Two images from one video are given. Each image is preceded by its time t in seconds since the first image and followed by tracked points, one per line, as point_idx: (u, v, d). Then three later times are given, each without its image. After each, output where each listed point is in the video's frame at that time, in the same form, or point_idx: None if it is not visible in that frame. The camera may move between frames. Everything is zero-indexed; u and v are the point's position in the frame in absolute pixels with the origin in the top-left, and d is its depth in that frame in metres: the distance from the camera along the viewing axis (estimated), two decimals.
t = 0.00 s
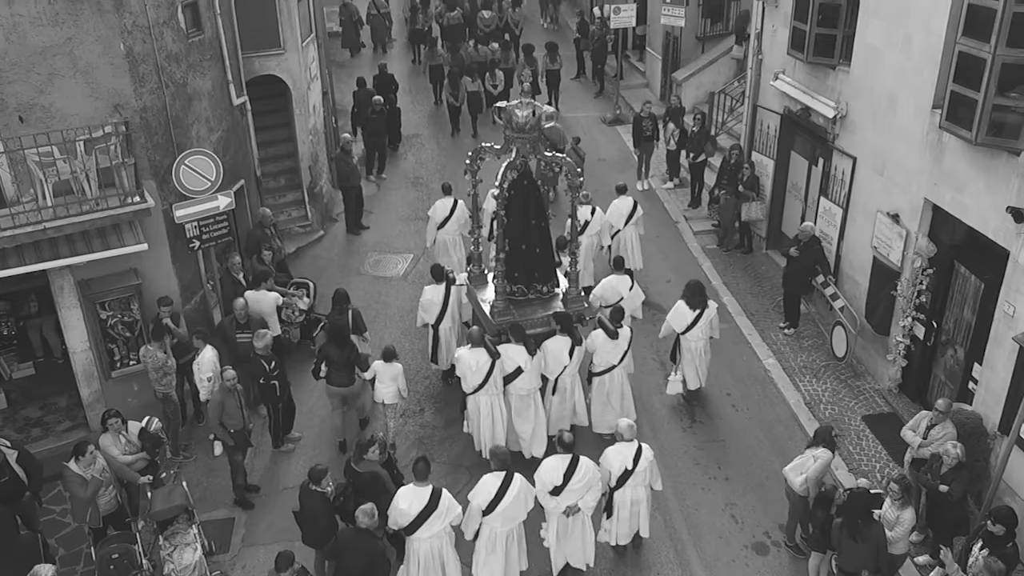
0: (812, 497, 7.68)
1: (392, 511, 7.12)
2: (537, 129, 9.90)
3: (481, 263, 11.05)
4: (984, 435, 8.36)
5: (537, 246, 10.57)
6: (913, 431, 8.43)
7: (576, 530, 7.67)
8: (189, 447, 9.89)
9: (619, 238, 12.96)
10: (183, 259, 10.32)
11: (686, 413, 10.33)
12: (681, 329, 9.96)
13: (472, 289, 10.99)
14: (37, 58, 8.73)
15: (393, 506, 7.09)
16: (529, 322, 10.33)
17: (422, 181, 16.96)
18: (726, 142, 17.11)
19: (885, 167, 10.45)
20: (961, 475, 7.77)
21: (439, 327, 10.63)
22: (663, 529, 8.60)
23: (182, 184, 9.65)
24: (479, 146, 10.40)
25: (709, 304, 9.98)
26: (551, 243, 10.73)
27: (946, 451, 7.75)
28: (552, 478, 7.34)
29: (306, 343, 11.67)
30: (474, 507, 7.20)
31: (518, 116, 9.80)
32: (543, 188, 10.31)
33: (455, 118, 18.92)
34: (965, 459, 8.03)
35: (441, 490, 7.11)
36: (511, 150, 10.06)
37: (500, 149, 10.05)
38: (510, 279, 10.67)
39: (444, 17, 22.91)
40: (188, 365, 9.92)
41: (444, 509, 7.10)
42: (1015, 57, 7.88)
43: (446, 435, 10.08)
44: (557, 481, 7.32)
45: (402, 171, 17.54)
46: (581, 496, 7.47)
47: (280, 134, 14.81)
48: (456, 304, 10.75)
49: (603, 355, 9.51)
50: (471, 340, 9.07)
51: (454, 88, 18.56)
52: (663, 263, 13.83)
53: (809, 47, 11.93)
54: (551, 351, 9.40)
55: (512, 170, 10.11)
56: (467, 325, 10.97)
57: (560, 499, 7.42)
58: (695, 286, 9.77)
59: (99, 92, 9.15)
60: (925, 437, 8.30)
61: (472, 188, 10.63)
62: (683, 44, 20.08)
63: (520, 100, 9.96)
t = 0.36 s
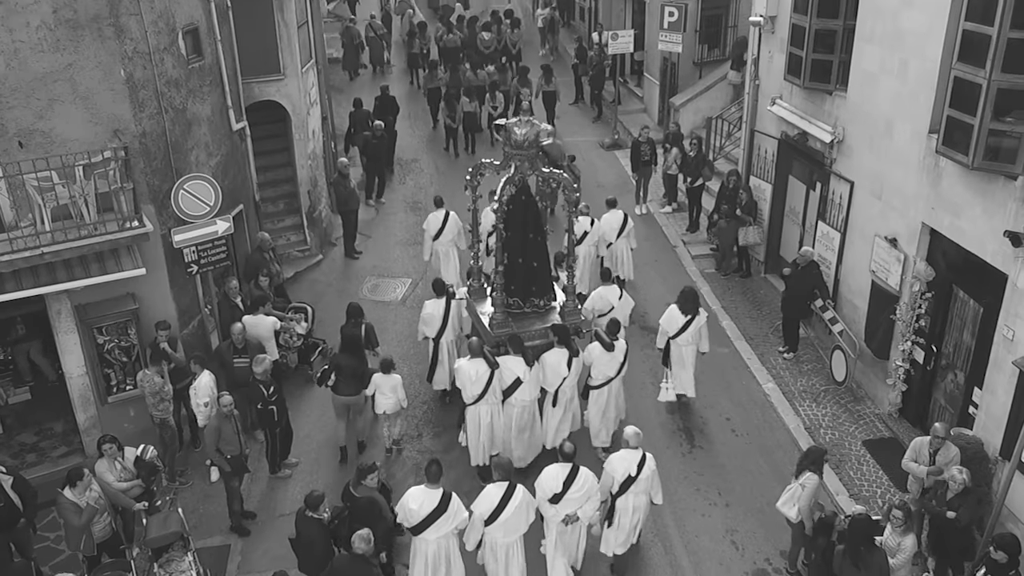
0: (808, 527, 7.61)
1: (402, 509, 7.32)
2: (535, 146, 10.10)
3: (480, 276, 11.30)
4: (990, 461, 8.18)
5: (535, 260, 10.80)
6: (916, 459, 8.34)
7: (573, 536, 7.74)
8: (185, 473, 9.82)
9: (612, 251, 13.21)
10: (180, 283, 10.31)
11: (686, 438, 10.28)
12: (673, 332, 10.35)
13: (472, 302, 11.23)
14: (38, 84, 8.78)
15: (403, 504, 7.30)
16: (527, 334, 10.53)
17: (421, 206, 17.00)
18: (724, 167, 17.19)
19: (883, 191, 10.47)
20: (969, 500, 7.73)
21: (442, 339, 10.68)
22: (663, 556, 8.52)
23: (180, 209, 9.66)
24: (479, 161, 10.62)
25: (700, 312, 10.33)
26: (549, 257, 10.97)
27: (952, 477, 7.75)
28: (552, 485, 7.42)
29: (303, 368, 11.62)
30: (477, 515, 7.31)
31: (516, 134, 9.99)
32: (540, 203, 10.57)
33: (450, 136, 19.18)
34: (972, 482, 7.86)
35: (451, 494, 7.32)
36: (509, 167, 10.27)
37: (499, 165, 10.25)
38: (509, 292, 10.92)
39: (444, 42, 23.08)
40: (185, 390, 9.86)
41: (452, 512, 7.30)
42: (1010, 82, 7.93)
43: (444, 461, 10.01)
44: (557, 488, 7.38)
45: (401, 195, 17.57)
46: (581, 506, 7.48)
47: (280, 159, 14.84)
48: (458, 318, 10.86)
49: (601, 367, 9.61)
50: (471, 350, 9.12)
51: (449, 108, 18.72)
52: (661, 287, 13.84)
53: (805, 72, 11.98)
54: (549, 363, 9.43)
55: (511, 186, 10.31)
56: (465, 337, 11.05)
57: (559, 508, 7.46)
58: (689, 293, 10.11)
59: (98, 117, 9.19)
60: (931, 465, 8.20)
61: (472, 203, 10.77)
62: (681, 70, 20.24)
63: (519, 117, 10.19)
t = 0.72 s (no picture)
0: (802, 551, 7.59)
1: (406, 519, 7.54)
2: (535, 159, 10.16)
3: (478, 288, 11.33)
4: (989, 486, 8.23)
5: (534, 271, 10.76)
6: (927, 490, 8.27)
7: (574, 538, 8.01)
8: (182, 499, 9.75)
9: (609, 270, 13.43)
10: (179, 308, 10.31)
11: (686, 463, 10.22)
12: (665, 346, 10.54)
13: (470, 314, 11.24)
14: (39, 110, 8.82)
15: (407, 514, 7.52)
16: (525, 343, 10.42)
17: (421, 230, 17.04)
18: (722, 192, 17.26)
19: (881, 216, 10.50)
20: (978, 527, 8.05)
21: (441, 352, 10.96)
22: None
23: (179, 234, 9.67)
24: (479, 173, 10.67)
25: (690, 322, 10.57)
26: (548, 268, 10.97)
27: (965, 505, 7.89)
28: (553, 488, 7.69)
29: (301, 393, 11.57)
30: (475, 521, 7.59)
31: (517, 146, 10.06)
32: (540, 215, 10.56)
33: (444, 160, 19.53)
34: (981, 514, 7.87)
35: (453, 502, 7.51)
36: (509, 180, 10.33)
37: (499, 178, 10.31)
38: (508, 303, 10.86)
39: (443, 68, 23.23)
40: (183, 416, 9.80)
41: (454, 521, 7.48)
42: (1006, 108, 7.98)
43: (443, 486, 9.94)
44: (559, 491, 7.67)
45: (400, 220, 17.61)
46: (581, 507, 7.78)
47: (280, 184, 14.81)
48: (456, 328, 11.18)
49: (598, 376, 9.92)
50: (470, 361, 9.44)
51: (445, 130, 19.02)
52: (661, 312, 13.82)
53: (803, 98, 12.04)
54: (546, 372, 9.82)
55: (511, 199, 10.36)
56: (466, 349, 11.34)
57: (560, 509, 7.73)
58: (676, 305, 10.40)
59: (99, 143, 9.22)
60: (947, 497, 8.15)
61: (471, 217, 10.85)
62: (679, 95, 20.42)
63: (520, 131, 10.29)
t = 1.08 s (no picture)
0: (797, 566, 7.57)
1: (402, 527, 7.68)
2: (525, 179, 10.58)
3: (472, 304, 11.70)
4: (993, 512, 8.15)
5: (526, 287, 11.14)
6: (949, 524, 8.02)
7: (571, 548, 8.17)
8: (180, 526, 9.68)
9: (604, 281, 13.77)
10: (178, 333, 10.30)
11: (688, 490, 10.15)
12: (650, 354, 11.05)
13: (465, 330, 11.62)
14: (42, 136, 8.87)
15: (403, 523, 7.68)
16: (518, 358, 10.84)
17: (421, 255, 17.06)
18: (722, 217, 17.31)
19: (880, 241, 10.52)
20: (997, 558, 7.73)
21: (435, 367, 11.17)
22: None
23: (180, 259, 9.68)
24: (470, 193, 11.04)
25: (673, 331, 11.10)
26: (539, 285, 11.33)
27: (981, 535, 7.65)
28: (551, 497, 7.87)
29: (301, 419, 11.51)
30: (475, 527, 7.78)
31: (508, 167, 10.47)
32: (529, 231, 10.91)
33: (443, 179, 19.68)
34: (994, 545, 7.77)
35: (446, 509, 7.70)
36: (500, 199, 10.70)
37: (490, 198, 10.69)
38: (502, 319, 11.21)
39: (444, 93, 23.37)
40: (181, 442, 9.74)
41: (448, 526, 7.67)
42: (1003, 134, 8.03)
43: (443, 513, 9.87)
44: (556, 500, 7.84)
45: (400, 245, 17.63)
46: (578, 516, 7.95)
47: (282, 209, 14.84)
48: (450, 344, 11.34)
49: (591, 390, 10.09)
50: (465, 375, 9.62)
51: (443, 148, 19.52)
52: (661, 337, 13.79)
53: (801, 124, 12.10)
54: (540, 386, 9.97)
55: (501, 218, 10.76)
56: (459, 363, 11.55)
57: (557, 518, 7.89)
58: (660, 315, 10.93)
59: (100, 169, 9.26)
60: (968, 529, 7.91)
61: (463, 236, 11.30)
62: (678, 121, 20.60)
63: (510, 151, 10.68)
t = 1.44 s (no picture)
0: None
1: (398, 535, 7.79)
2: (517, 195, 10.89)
3: (467, 319, 11.94)
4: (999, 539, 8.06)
5: (518, 301, 11.37)
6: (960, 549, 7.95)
7: (567, 553, 8.23)
8: (179, 552, 9.60)
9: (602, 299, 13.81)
10: (179, 358, 10.28)
11: (690, 516, 10.08)
12: (641, 368, 11.29)
13: (459, 343, 11.84)
14: (45, 161, 8.91)
15: (399, 531, 7.78)
16: (512, 369, 11.00)
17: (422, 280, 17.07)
18: (722, 242, 17.34)
19: (881, 266, 10.52)
20: None
21: (432, 381, 11.22)
22: None
23: (182, 284, 9.67)
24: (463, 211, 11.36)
25: (665, 348, 11.35)
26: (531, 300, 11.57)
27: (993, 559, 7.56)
28: (546, 502, 7.99)
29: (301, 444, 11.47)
30: (483, 533, 7.84)
31: (500, 183, 10.81)
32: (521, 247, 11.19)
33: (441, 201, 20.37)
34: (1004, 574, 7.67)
35: (441, 515, 7.83)
36: (493, 215, 10.98)
37: (484, 213, 10.94)
38: (495, 332, 11.44)
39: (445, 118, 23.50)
40: (180, 467, 9.68)
41: (444, 533, 7.79)
42: (1003, 160, 8.08)
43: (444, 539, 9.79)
44: (551, 506, 7.98)
45: (401, 269, 17.64)
46: (573, 520, 8.07)
47: (284, 234, 14.86)
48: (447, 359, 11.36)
49: (584, 402, 10.30)
50: (459, 388, 9.78)
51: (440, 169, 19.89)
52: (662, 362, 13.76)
53: (801, 149, 12.17)
54: (534, 398, 10.11)
55: (494, 233, 11.00)
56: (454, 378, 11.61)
57: (553, 524, 8.03)
58: (655, 330, 11.19)
59: (103, 194, 9.28)
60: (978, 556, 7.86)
61: (458, 250, 11.40)
62: (678, 145, 20.69)
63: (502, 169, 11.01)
